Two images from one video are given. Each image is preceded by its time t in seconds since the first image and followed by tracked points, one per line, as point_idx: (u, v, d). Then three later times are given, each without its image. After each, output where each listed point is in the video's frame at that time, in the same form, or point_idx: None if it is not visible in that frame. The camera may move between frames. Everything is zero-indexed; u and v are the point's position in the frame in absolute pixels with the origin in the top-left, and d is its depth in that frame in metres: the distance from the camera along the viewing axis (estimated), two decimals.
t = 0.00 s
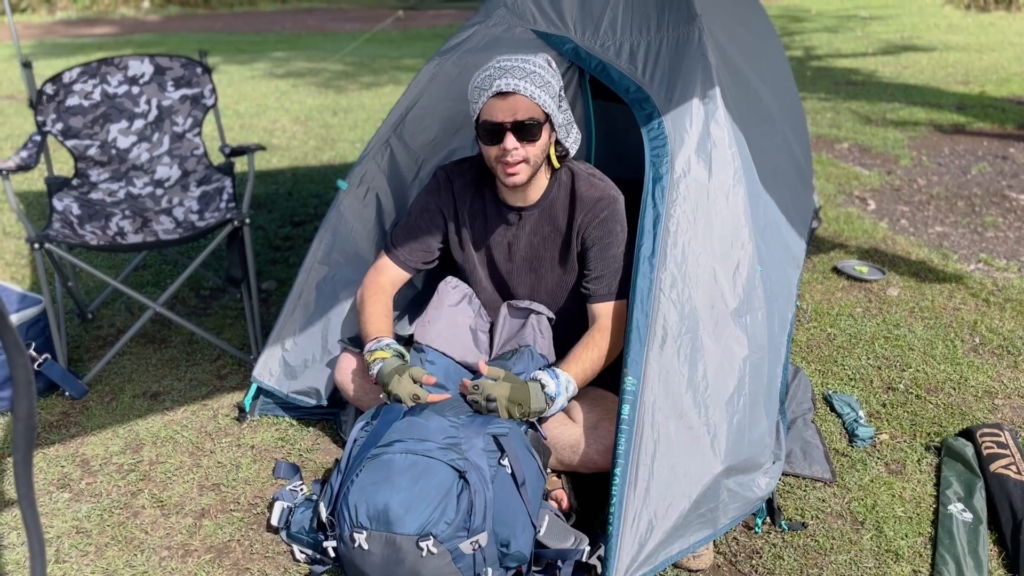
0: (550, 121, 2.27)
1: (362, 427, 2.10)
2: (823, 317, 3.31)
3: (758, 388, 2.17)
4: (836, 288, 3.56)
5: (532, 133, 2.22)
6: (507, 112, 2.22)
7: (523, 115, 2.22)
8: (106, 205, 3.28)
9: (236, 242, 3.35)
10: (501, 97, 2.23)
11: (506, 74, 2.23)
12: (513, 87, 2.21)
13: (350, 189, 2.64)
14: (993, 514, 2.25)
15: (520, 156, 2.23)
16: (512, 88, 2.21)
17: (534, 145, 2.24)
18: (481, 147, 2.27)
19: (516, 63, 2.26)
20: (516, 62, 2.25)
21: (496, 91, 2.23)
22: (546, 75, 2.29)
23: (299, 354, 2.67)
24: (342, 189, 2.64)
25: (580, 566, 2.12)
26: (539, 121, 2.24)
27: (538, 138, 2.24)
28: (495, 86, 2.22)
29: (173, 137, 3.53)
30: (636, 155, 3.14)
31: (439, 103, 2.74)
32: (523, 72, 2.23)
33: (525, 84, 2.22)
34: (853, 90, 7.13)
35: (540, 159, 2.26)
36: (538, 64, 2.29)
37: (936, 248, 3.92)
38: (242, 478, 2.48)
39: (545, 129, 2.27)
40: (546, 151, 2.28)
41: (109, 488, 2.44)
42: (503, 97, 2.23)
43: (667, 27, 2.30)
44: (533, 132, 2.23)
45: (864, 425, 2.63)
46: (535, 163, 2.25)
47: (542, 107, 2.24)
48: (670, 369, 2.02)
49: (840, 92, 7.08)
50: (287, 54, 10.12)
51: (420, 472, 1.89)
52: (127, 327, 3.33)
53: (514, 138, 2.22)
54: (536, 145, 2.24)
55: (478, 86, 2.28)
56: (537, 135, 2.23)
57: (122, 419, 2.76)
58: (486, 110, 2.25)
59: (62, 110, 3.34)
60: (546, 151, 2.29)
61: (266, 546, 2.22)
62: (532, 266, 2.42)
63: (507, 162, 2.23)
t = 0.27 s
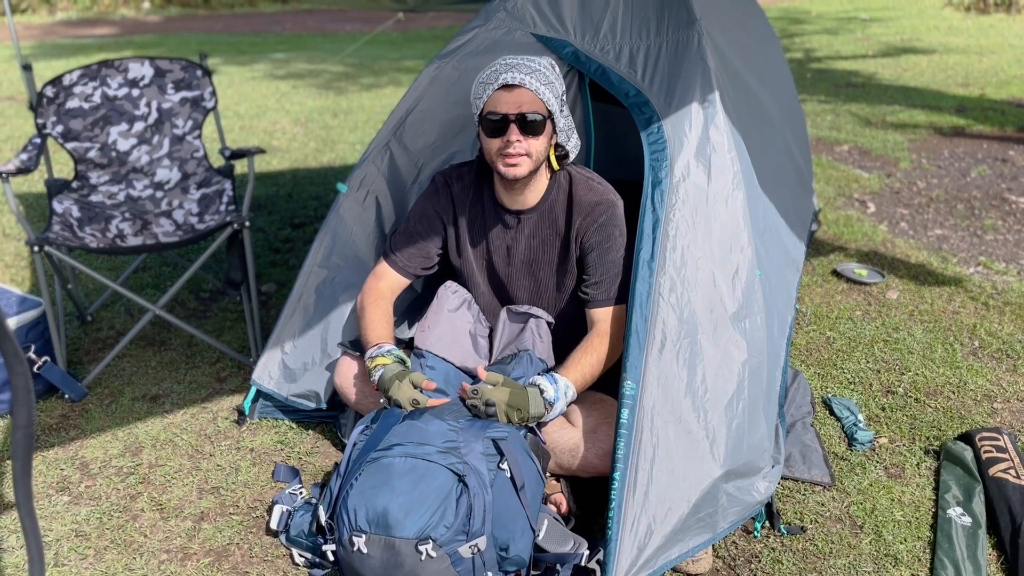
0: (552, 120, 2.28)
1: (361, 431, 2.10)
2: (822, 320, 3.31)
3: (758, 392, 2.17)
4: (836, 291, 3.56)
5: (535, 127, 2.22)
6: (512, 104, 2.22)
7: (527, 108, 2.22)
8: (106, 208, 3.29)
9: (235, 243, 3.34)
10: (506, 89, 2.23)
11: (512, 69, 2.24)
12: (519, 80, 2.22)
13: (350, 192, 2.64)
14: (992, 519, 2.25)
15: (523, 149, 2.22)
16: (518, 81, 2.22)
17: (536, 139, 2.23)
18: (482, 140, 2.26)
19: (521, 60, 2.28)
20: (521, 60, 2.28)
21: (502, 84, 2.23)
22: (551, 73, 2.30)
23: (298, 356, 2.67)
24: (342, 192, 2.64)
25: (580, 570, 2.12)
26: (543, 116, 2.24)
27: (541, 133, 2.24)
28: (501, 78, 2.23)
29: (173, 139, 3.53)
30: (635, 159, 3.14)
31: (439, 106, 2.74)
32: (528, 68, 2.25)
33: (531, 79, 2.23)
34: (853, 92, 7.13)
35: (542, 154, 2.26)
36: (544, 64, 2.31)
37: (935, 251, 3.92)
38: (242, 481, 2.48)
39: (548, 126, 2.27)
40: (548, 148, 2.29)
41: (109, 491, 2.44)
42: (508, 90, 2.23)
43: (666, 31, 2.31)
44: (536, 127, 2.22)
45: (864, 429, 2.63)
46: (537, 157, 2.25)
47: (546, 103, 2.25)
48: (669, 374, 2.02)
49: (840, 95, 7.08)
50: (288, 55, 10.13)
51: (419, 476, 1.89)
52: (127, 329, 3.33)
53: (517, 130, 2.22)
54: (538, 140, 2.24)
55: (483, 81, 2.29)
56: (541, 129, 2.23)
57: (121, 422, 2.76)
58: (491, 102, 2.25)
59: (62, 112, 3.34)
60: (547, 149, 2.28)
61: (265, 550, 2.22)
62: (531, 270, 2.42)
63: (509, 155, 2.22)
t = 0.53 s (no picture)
0: (553, 118, 2.27)
1: (361, 431, 2.10)
2: (822, 321, 3.31)
3: (757, 393, 2.16)
4: (836, 292, 3.55)
5: (536, 126, 2.22)
6: (513, 103, 2.22)
7: (528, 108, 2.22)
8: (104, 207, 3.28)
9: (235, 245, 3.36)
10: (507, 88, 2.23)
11: (512, 68, 2.24)
12: (519, 79, 2.22)
13: (349, 192, 2.63)
14: (992, 520, 2.24)
15: (524, 148, 2.21)
16: (519, 80, 2.21)
17: (537, 137, 2.23)
18: (483, 140, 2.25)
19: (521, 59, 2.28)
20: (521, 59, 2.27)
21: (502, 83, 2.23)
22: (551, 72, 2.29)
23: (297, 357, 2.66)
24: (341, 192, 2.64)
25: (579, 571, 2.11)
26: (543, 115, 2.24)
27: (541, 132, 2.23)
28: (501, 78, 2.23)
29: (172, 139, 3.52)
30: (635, 159, 3.13)
31: (438, 106, 2.74)
32: (528, 67, 2.25)
33: (531, 77, 2.22)
34: (853, 93, 7.13)
35: (542, 153, 2.25)
36: (543, 62, 2.30)
37: (935, 252, 3.92)
38: (240, 482, 2.48)
39: (549, 125, 2.26)
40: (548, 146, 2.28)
41: (107, 491, 2.44)
42: (509, 89, 2.23)
43: (667, 31, 2.30)
44: (537, 126, 2.22)
45: (863, 430, 2.63)
46: (537, 156, 2.24)
47: (547, 102, 2.24)
48: (669, 374, 2.02)
49: (840, 95, 7.08)
50: (288, 55, 10.12)
51: (418, 477, 1.89)
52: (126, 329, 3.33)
53: (517, 130, 2.21)
54: (539, 138, 2.24)
55: (482, 80, 2.29)
56: (542, 128, 2.22)
57: (120, 422, 2.76)
58: (492, 101, 2.24)
59: (60, 112, 3.34)
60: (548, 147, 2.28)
61: (264, 551, 2.22)
62: (531, 269, 2.42)
63: (510, 154, 2.22)
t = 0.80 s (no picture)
0: (555, 118, 2.27)
1: (363, 429, 2.10)
2: (823, 320, 3.31)
3: (759, 391, 2.16)
4: (836, 291, 3.56)
5: (538, 126, 2.21)
6: (515, 104, 2.22)
7: (530, 108, 2.22)
8: (106, 206, 3.28)
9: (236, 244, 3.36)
10: (508, 89, 2.23)
11: (514, 68, 2.24)
12: (521, 80, 2.22)
13: (350, 190, 2.63)
14: (993, 519, 2.25)
15: (526, 148, 2.21)
16: (521, 81, 2.21)
17: (539, 137, 2.23)
18: (486, 140, 2.26)
19: (522, 58, 2.28)
20: (523, 58, 2.27)
21: (504, 83, 2.23)
22: (553, 71, 2.30)
23: (299, 355, 2.67)
24: (342, 191, 2.64)
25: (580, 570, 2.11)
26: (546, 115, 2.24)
27: (543, 132, 2.23)
28: (503, 78, 2.23)
29: (174, 138, 3.53)
30: (636, 158, 3.13)
31: (439, 104, 2.74)
32: (530, 66, 2.25)
33: (533, 78, 2.23)
34: (853, 93, 7.13)
35: (544, 153, 2.25)
36: (545, 61, 2.30)
37: (936, 251, 3.92)
38: (242, 480, 2.48)
39: (551, 125, 2.26)
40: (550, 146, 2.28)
41: (109, 489, 2.44)
42: (511, 89, 2.23)
43: (668, 30, 2.31)
44: (539, 126, 2.22)
45: (864, 429, 2.63)
46: (540, 156, 2.24)
47: (548, 102, 2.24)
48: (671, 373, 2.02)
49: (840, 95, 7.09)
50: (288, 54, 10.12)
51: (420, 474, 1.89)
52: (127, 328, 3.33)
53: (520, 130, 2.21)
54: (541, 138, 2.24)
55: (484, 80, 2.29)
56: (544, 128, 2.22)
57: (121, 420, 2.76)
58: (495, 101, 2.24)
59: (62, 111, 3.34)
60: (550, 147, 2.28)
61: (266, 549, 2.22)
62: (532, 267, 2.42)
63: (513, 154, 2.22)
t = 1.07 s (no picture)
0: (555, 118, 2.27)
1: (364, 428, 2.10)
2: (823, 320, 3.31)
3: (759, 391, 2.16)
4: (837, 291, 3.56)
5: (539, 127, 2.21)
6: (516, 104, 2.22)
7: (530, 109, 2.22)
8: (106, 205, 3.28)
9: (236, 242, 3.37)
10: (509, 89, 2.23)
11: (514, 68, 2.24)
12: (521, 80, 2.22)
13: (351, 190, 2.63)
14: (994, 518, 2.25)
15: (526, 149, 2.21)
16: (520, 81, 2.21)
17: (539, 138, 2.23)
18: (487, 140, 2.26)
19: (523, 58, 2.28)
20: (523, 59, 2.27)
21: (504, 84, 2.23)
22: (553, 71, 2.29)
23: (299, 354, 2.67)
24: (343, 190, 2.64)
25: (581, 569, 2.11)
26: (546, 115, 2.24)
27: (544, 133, 2.23)
28: (503, 79, 2.23)
29: (174, 137, 3.53)
30: (636, 158, 3.13)
31: (440, 104, 2.74)
32: (530, 66, 2.25)
33: (533, 78, 2.22)
34: (854, 93, 7.13)
35: (544, 153, 2.25)
36: (546, 61, 2.30)
37: (936, 251, 3.92)
38: (242, 479, 2.48)
39: (551, 125, 2.26)
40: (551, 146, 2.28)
41: (109, 489, 2.44)
42: (511, 90, 2.23)
43: (669, 30, 2.31)
44: (540, 127, 2.21)
45: (865, 428, 2.63)
46: (540, 156, 2.24)
47: (549, 103, 2.24)
48: (672, 372, 2.02)
49: (841, 95, 7.08)
50: (288, 53, 10.12)
51: (421, 474, 1.89)
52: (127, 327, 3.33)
53: (520, 131, 2.21)
54: (541, 139, 2.23)
55: (484, 80, 2.29)
56: (545, 128, 2.22)
57: (122, 420, 2.76)
58: (495, 101, 2.24)
59: (62, 110, 3.34)
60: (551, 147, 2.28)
61: (266, 548, 2.22)
62: (533, 266, 2.42)
63: (513, 155, 2.22)
